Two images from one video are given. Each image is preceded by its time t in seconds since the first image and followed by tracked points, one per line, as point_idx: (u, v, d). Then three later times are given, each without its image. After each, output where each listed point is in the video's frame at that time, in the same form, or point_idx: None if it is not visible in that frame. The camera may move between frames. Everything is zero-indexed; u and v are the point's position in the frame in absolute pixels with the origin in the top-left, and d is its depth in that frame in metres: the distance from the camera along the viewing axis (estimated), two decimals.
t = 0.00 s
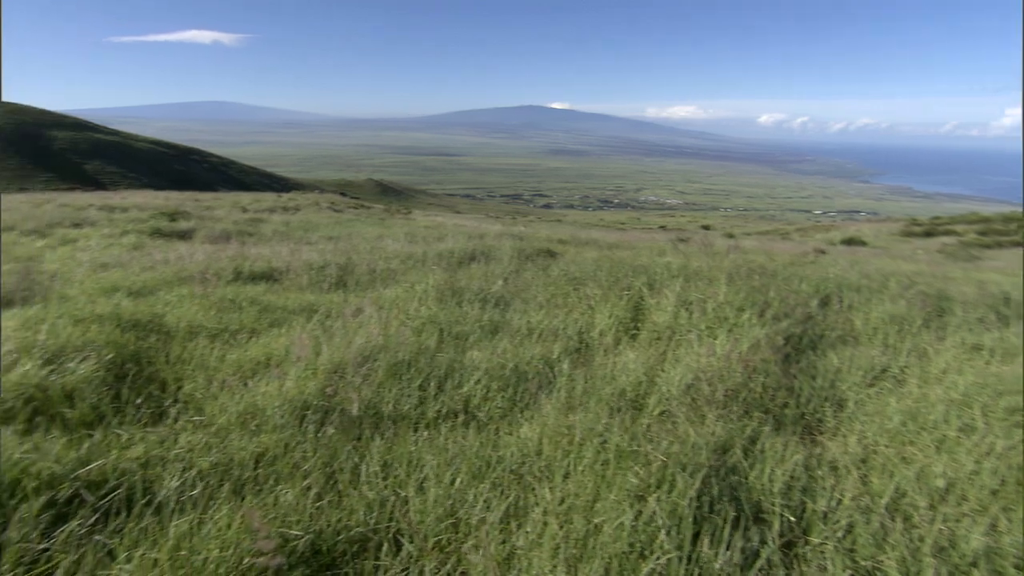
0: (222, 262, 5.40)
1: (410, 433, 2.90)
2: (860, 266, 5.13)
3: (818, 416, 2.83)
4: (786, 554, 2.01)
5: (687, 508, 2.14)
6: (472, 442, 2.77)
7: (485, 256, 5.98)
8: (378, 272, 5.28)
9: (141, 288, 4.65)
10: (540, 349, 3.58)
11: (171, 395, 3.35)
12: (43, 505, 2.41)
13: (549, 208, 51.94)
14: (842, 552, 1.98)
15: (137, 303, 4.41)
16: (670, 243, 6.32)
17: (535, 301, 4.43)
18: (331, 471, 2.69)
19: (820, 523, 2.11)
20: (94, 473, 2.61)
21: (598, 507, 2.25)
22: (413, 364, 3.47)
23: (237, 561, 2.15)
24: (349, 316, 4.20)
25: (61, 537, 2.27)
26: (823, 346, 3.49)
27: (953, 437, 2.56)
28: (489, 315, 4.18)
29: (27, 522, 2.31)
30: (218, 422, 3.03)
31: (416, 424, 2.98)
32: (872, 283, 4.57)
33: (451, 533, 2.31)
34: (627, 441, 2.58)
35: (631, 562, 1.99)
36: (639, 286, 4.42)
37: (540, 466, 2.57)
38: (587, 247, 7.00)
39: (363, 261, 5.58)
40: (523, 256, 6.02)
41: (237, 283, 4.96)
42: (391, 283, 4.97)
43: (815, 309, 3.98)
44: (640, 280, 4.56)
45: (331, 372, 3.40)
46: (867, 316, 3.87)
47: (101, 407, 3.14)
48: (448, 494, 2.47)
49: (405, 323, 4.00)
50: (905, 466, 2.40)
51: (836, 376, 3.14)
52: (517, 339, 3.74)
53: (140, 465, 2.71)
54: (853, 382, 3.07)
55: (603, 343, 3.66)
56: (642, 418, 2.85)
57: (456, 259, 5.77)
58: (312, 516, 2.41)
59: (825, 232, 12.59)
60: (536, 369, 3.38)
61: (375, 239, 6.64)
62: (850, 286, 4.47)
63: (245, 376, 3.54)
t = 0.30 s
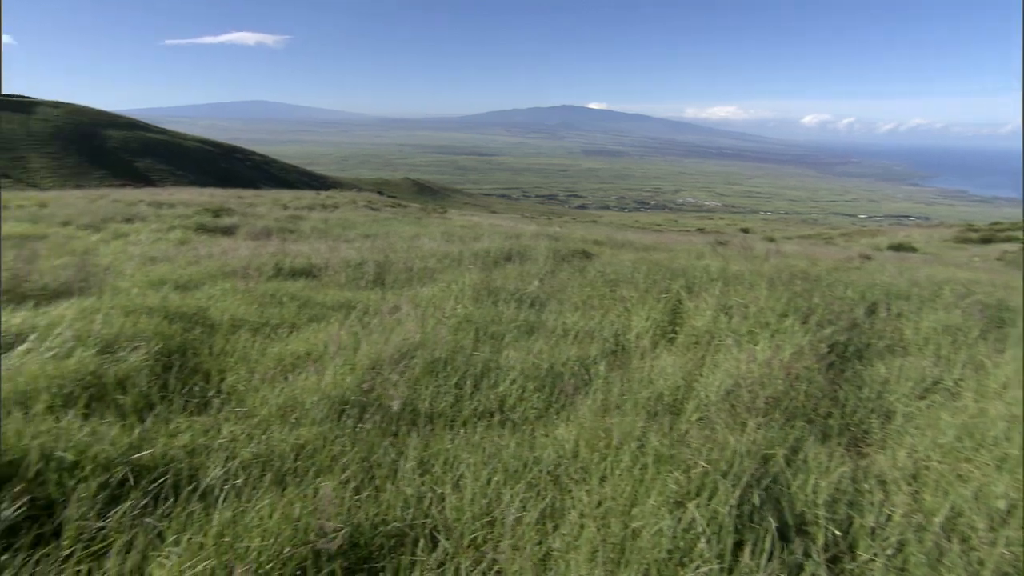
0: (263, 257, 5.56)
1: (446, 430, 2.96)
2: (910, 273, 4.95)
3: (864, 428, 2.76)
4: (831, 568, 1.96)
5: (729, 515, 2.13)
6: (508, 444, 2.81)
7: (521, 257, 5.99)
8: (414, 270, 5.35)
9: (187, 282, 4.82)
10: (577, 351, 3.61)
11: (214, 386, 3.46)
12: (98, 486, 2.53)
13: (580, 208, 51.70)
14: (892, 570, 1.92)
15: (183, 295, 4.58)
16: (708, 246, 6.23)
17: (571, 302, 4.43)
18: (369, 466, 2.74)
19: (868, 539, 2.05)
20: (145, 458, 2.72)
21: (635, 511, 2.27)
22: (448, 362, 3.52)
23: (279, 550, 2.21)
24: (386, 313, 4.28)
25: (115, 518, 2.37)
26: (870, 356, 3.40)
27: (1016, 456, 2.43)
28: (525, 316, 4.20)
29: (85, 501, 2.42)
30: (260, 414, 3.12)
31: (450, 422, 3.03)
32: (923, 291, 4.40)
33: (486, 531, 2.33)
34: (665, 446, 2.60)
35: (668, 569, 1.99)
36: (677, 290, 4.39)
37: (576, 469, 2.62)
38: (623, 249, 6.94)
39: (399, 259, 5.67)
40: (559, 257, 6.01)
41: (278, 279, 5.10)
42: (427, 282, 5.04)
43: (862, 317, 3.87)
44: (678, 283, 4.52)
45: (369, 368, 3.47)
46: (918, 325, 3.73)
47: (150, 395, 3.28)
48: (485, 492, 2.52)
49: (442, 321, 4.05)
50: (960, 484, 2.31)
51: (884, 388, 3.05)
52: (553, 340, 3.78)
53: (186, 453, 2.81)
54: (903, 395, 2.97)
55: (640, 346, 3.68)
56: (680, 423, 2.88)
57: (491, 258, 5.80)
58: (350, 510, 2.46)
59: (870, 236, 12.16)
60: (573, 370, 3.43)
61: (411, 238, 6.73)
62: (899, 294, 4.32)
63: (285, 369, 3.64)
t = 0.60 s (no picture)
0: (303, 253, 5.70)
1: (483, 429, 3.02)
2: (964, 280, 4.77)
3: (915, 442, 2.69)
4: None
5: (773, 528, 2.10)
6: (545, 444, 2.87)
7: (557, 257, 5.99)
8: (451, 269, 5.39)
9: (230, 276, 4.98)
10: (613, 353, 3.72)
11: (257, 378, 3.56)
12: (149, 471, 2.64)
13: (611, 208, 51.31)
14: None
15: (227, 289, 4.73)
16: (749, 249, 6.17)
17: (608, 305, 4.48)
18: (405, 462, 2.79)
19: (920, 559, 2.00)
20: (193, 446, 2.82)
21: (674, 520, 2.23)
22: (485, 362, 3.58)
23: (319, 541, 2.26)
24: (423, 311, 4.35)
25: (165, 502, 2.47)
26: (920, 367, 3.33)
27: None
28: (561, 317, 4.23)
29: (138, 485, 2.54)
30: (301, 407, 3.20)
31: (485, 421, 3.09)
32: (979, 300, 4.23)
33: (521, 532, 2.34)
34: (707, 454, 2.60)
35: None
36: (717, 295, 4.42)
37: (613, 472, 2.65)
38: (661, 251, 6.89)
39: (436, 257, 5.73)
40: (595, 258, 5.99)
41: (317, 274, 5.22)
42: (464, 280, 5.10)
43: (913, 327, 3.75)
44: (718, 287, 4.57)
45: (406, 364, 3.53)
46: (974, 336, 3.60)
47: (196, 385, 3.39)
48: (523, 493, 2.55)
49: (479, 321, 4.08)
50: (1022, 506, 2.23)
51: (936, 401, 2.97)
52: (590, 343, 3.86)
53: (230, 442, 2.90)
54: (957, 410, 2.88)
55: (678, 350, 3.76)
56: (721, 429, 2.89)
57: (527, 258, 5.82)
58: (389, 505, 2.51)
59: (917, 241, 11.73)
60: (610, 373, 3.52)
61: (447, 237, 6.80)
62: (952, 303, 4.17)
63: (325, 363, 3.71)
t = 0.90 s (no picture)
0: (344, 250, 5.85)
1: (521, 429, 3.07)
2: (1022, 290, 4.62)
3: (974, 460, 2.65)
4: None
5: (820, 542, 2.09)
6: (583, 446, 2.90)
7: (595, 258, 5.99)
8: (488, 269, 5.42)
9: (273, 272, 5.13)
10: (652, 357, 3.76)
11: (298, 371, 3.66)
12: (197, 458, 2.74)
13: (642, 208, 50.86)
14: None
15: (270, 283, 4.89)
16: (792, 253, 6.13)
17: (647, 307, 4.53)
18: (443, 459, 2.83)
19: None
20: (238, 435, 2.92)
21: (716, 527, 2.25)
22: (523, 362, 3.68)
23: (359, 534, 2.31)
24: (462, 310, 4.43)
25: (212, 489, 2.56)
26: (980, 380, 3.24)
27: None
28: (600, 320, 4.30)
29: (187, 470, 2.64)
30: (341, 402, 3.27)
31: (522, 421, 3.16)
32: None
33: (558, 534, 2.35)
34: (753, 462, 2.62)
35: None
36: (760, 299, 4.47)
37: (653, 478, 2.65)
38: (700, 254, 6.87)
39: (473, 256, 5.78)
40: (634, 260, 5.98)
41: (357, 271, 5.34)
42: (501, 279, 5.18)
43: (974, 337, 3.62)
44: (763, 292, 4.64)
45: (445, 364, 3.61)
46: None
47: (240, 377, 3.51)
48: (560, 495, 2.56)
49: (517, 321, 4.18)
50: None
51: (995, 417, 2.91)
52: (629, 345, 3.95)
53: (273, 433, 2.99)
54: (1019, 427, 2.82)
55: (718, 355, 3.79)
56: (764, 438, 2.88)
57: (565, 258, 5.87)
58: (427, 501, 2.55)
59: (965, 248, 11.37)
60: (647, 377, 3.56)
61: (484, 237, 6.87)
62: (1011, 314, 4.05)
63: (365, 359, 3.79)
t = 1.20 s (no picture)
0: (385, 247, 5.98)
1: (561, 431, 3.08)
2: None
3: None
4: None
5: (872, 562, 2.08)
6: (624, 450, 2.88)
7: (635, 261, 6.05)
8: (528, 269, 5.51)
9: (317, 267, 5.28)
10: (694, 362, 3.75)
11: (340, 366, 3.75)
12: (245, 447, 2.83)
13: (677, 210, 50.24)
14: None
15: (314, 279, 5.03)
16: (839, 261, 6.03)
17: (688, 312, 4.59)
18: (483, 458, 2.86)
19: None
20: (283, 427, 3.00)
21: (764, 539, 2.23)
22: (563, 363, 3.71)
23: (400, 528, 2.34)
24: (501, 309, 4.52)
25: (259, 477, 2.63)
26: None
27: None
28: (640, 323, 4.35)
29: (235, 459, 2.72)
30: (382, 397, 3.34)
31: (561, 423, 3.17)
32: None
33: (598, 538, 2.34)
34: (801, 473, 2.57)
35: None
36: (806, 307, 4.47)
37: (696, 485, 2.62)
38: (743, 258, 6.83)
39: (513, 256, 5.89)
40: (675, 264, 6.01)
41: (398, 268, 5.44)
42: (539, 280, 5.23)
43: None
44: (810, 298, 4.66)
45: (484, 363, 3.66)
46: None
47: (285, 370, 3.61)
48: (600, 498, 2.55)
49: (556, 321, 4.27)
50: None
51: None
52: (669, 349, 3.95)
53: (317, 426, 3.07)
54: None
55: (761, 363, 3.76)
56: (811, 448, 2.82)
57: (604, 261, 5.93)
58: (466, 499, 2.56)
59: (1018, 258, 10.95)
60: (689, 382, 3.53)
61: (524, 237, 6.99)
62: None
63: (405, 356, 3.86)
